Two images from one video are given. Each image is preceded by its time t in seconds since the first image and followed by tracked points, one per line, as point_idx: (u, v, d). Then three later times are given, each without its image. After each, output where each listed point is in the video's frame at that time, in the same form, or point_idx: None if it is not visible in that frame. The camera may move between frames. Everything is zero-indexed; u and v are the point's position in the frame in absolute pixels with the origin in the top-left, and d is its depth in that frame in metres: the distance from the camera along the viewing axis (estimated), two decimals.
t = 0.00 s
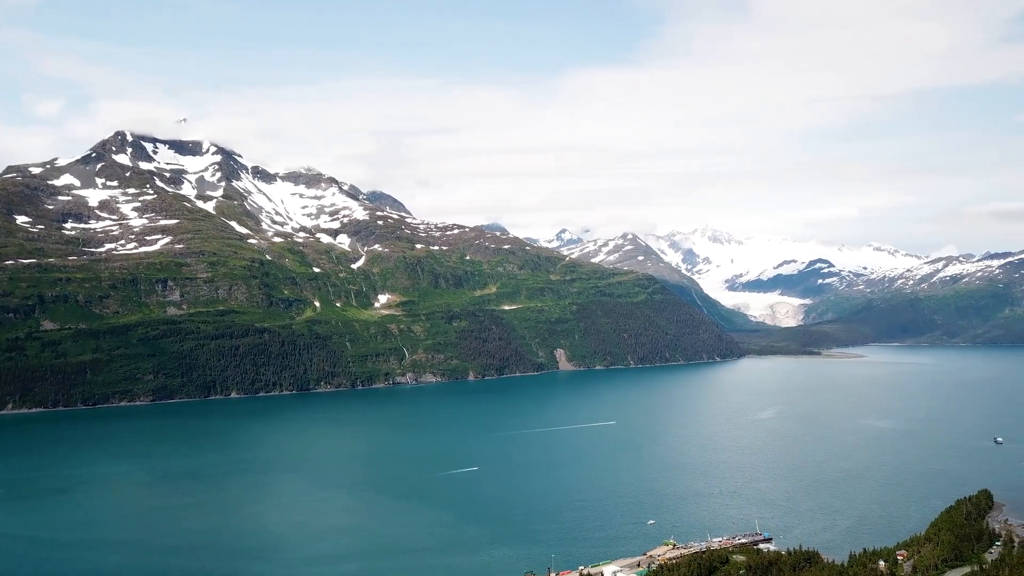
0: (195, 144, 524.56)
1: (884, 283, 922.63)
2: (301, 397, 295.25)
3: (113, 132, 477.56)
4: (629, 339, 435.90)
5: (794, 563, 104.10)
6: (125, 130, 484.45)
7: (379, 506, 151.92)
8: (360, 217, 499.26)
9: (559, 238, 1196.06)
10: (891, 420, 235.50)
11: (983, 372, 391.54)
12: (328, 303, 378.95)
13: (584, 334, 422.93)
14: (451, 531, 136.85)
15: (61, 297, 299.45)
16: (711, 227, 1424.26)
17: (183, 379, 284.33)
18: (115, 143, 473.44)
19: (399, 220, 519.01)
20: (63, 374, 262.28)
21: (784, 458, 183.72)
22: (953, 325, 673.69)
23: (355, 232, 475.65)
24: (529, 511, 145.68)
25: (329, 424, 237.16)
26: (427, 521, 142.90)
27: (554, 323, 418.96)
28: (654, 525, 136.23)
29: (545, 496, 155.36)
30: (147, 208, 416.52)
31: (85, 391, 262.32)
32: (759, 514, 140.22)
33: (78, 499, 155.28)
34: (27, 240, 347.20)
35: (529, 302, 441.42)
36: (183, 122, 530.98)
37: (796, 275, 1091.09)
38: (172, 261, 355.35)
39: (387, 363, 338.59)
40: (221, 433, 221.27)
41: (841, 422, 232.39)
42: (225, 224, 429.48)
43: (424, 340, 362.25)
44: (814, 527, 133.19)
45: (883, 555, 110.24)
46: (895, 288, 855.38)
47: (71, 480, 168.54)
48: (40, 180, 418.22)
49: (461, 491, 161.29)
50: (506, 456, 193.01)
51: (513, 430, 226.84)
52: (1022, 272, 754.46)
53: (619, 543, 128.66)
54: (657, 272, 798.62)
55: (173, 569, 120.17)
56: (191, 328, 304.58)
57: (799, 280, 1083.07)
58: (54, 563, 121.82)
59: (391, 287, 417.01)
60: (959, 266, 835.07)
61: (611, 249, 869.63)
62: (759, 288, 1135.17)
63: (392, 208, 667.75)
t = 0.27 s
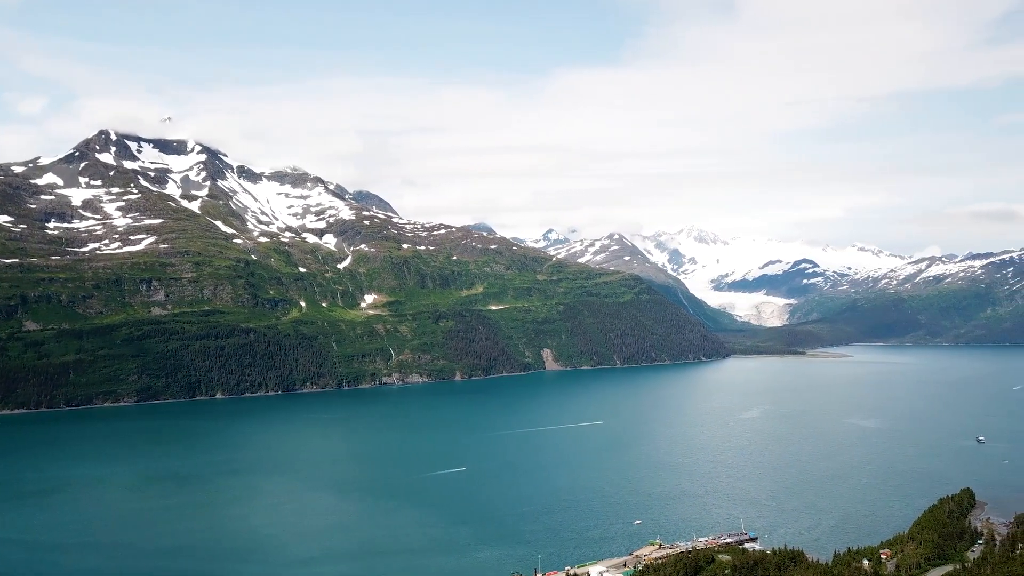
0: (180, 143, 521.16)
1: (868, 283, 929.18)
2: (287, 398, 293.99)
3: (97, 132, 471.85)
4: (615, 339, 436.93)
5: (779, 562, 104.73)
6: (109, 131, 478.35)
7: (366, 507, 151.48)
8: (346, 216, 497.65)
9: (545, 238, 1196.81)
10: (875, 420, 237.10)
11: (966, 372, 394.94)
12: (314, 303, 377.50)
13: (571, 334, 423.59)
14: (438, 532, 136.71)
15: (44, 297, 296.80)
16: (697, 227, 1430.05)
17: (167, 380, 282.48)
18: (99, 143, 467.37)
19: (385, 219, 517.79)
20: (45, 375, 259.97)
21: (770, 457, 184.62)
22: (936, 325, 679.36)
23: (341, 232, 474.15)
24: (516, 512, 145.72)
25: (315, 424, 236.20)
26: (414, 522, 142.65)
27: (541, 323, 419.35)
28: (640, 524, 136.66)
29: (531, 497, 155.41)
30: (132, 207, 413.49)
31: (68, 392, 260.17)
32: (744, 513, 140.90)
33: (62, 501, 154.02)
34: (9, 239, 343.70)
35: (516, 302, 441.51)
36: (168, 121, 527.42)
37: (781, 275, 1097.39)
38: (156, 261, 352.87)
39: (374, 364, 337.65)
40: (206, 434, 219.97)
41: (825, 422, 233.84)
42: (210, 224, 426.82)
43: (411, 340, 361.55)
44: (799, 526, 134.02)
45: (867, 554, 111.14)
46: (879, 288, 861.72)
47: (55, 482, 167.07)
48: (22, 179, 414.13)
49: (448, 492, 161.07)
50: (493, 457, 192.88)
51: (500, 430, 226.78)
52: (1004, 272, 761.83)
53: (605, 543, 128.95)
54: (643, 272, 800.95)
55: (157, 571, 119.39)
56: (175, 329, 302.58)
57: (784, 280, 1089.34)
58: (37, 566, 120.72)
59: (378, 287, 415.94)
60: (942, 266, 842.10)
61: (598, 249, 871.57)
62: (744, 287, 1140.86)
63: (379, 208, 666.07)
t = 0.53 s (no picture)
0: (165, 142, 517.80)
1: (852, 283, 936.18)
2: (273, 399, 292.64)
3: (80, 130, 468.78)
4: (601, 340, 437.92)
5: (765, 561, 105.27)
6: (92, 128, 475.44)
7: (352, 509, 151.02)
8: (332, 216, 496.13)
9: (532, 239, 1197.80)
10: (859, 419, 238.58)
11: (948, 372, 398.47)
12: (300, 304, 375.85)
13: (557, 334, 424.12)
14: (425, 533, 136.42)
15: (27, 298, 294.03)
16: (683, 228, 1435.75)
17: (152, 381, 280.53)
18: (82, 140, 464.78)
19: (372, 219, 516.36)
20: (28, 375, 257.69)
21: (756, 457, 185.52)
22: (919, 325, 685.17)
23: (327, 232, 472.50)
24: (502, 513, 145.73)
25: (300, 425, 235.20)
26: (400, 523, 142.30)
27: (528, 323, 419.77)
28: (627, 525, 137.06)
29: (518, 497, 155.43)
30: (115, 207, 410.37)
31: (51, 394, 258.00)
32: (730, 513, 141.41)
33: (44, 504, 152.66)
34: None
35: (503, 303, 441.56)
36: (153, 121, 523.51)
37: (766, 275, 1103.34)
38: (140, 261, 350.30)
39: (360, 365, 336.65)
40: (190, 435, 218.54)
41: (809, 421, 235.20)
42: (195, 224, 424.16)
43: (397, 341, 360.80)
44: (785, 525, 134.86)
45: (851, 553, 112.07)
46: (863, 289, 868.26)
47: (38, 484, 165.64)
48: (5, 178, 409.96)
49: (434, 493, 160.79)
50: (479, 457, 192.64)
51: (487, 431, 226.61)
52: (986, 273, 769.40)
53: (592, 543, 129.23)
54: (630, 272, 802.98)
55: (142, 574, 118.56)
56: (160, 329, 300.56)
57: (769, 280, 1095.53)
58: (20, 570, 119.63)
59: (364, 288, 414.80)
60: (925, 267, 849.73)
61: (584, 249, 873.20)
62: (730, 288, 1146.28)
63: (365, 208, 664.19)
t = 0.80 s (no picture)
0: (146, 141, 513.54)
1: (833, 283, 944.33)
2: (256, 400, 291.14)
3: (60, 129, 463.96)
4: (585, 340, 439.06)
5: (747, 561, 106.11)
6: (72, 127, 470.64)
7: (335, 510, 150.56)
8: (316, 216, 494.14)
9: (516, 239, 1198.06)
10: (841, 420, 240.60)
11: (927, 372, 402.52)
12: (283, 304, 374.10)
13: (541, 335, 424.83)
14: (409, 535, 136.29)
15: (5, 298, 290.72)
16: (667, 228, 1442.21)
17: (133, 382, 278.17)
18: (62, 139, 460.03)
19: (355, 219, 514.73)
20: (6, 377, 254.77)
21: (738, 457, 186.74)
22: (899, 325, 691.78)
23: (310, 232, 470.57)
24: (486, 514, 145.85)
25: (283, 427, 234.04)
26: (384, 524, 142.08)
27: (512, 324, 420.08)
28: (611, 525, 137.68)
29: (503, 498, 155.66)
30: (96, 206, 406.58)
31: (30, 395, 255.33)
32: (713, 514, 142.33)
33: (24, 507, 151.07)
34: None
35: (487, 303, 441.54)
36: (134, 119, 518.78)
37: (749, 275, 1110.43)
38: (121, 261, 347.22)
39: (343, 365, 335.55)
40: (172, 437, 216.92)
41: (792, 421, 236.94)
42: (177, 224, 421.06)
43: (381, 341, 359.97)
44: (767, 525, 136.02)
45: (832, 552, 113.16)
46: (844, 289, 875.53)
47: (17, 487, 163.83)
48: None
49: (417, 494, 160.63)
50: (464, 458, 192.60)
51: (471, 431, 226.51)
52: (965, 274, 778.00)
53: (576, 544, 129.63)
54: (613, 273, 805.52)
55: None
56: (141, 330, 298.17)
57: (752, 280, 1102.62)
58: None
59: (348, 288, 413.55)
60: (905, 267, 858.72)
61: (569, 250, 874.94)
62: (713, 288, 1152.65)
63: (348, 208, 662.11)
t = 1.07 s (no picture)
0: (130, 141, 509.50)
1: (818, 283, 950.63)
2: (242, 401, 289.63)
3: (43, 127, 459.56)
4: (572, 340, 439.69)
5: (732, 561, 106.70)
6: (55, 125, 466.32)
7: (321, 511, 150.07)
8: (301, 216, 492.11)
9: (503, 239, 1197.71)
10: (826, 419, 242.03)
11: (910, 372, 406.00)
12: (269, 305, 372.32)
13: (528, 335, 425.12)
14: (396, 536, 136.06)
15: None
16: (653, 229, 1447.03)
17: (117, 383, 276.10)
18: (44, 138, 455.70)
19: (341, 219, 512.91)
20: None
21: (724, 457, 187.64)
22: (883, 325, 697.25)
23: (296, 232, 468.57)
24: (473, 514, 145.79)
25: (269, 428, 232.88)
26: (370, 526, 141.77)
27: (498, 324, 420.07)
28: (597, 525, 138.00)
29: (489, 499, 155.67)
30: (79, 206, 403.10)
31: (12, 397, 253.04)
32: (698, 513, 143.00)
33: (7, 509, 149.69)
34: None
35: (474, 304, 441.24)
36: (118, 118, 514.50)
37: (734, 275, 1115.67)
38: (105, 261, 344.43)
39: (329, 366, 334.33)
40: (156, 438, 215.38)
41: (777, 421, 238.21)
42: (161, 223, 418.15)
43: (367, 342, 358.95)
44: (751, 525, 136.80)
45: (817, 552, 114.01)
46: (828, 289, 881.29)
47: None
48: None
49: (404, 495, 160.34)
50: (450, 459, 192.34)
51: (458, 432, 226.15)
52: (947, 274, 785.23)
53: (562, 544, 129.83)
54: (600, 273, 807.29)
55: None
56: (125, 331, 296.01)
57: (737, 280, 1108.01)
58: None
59: (334, 288, 412.05)
60: (889, 268, 865.74)
61: (555, 250, 875.82)
62: (699, 288, 1157.25)
63: (334, 208, 659.84)
